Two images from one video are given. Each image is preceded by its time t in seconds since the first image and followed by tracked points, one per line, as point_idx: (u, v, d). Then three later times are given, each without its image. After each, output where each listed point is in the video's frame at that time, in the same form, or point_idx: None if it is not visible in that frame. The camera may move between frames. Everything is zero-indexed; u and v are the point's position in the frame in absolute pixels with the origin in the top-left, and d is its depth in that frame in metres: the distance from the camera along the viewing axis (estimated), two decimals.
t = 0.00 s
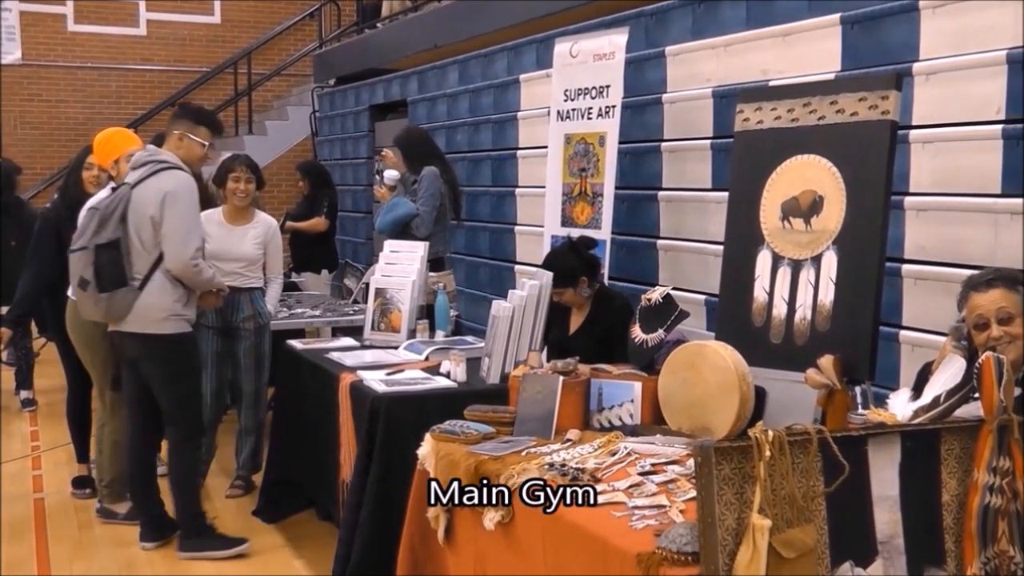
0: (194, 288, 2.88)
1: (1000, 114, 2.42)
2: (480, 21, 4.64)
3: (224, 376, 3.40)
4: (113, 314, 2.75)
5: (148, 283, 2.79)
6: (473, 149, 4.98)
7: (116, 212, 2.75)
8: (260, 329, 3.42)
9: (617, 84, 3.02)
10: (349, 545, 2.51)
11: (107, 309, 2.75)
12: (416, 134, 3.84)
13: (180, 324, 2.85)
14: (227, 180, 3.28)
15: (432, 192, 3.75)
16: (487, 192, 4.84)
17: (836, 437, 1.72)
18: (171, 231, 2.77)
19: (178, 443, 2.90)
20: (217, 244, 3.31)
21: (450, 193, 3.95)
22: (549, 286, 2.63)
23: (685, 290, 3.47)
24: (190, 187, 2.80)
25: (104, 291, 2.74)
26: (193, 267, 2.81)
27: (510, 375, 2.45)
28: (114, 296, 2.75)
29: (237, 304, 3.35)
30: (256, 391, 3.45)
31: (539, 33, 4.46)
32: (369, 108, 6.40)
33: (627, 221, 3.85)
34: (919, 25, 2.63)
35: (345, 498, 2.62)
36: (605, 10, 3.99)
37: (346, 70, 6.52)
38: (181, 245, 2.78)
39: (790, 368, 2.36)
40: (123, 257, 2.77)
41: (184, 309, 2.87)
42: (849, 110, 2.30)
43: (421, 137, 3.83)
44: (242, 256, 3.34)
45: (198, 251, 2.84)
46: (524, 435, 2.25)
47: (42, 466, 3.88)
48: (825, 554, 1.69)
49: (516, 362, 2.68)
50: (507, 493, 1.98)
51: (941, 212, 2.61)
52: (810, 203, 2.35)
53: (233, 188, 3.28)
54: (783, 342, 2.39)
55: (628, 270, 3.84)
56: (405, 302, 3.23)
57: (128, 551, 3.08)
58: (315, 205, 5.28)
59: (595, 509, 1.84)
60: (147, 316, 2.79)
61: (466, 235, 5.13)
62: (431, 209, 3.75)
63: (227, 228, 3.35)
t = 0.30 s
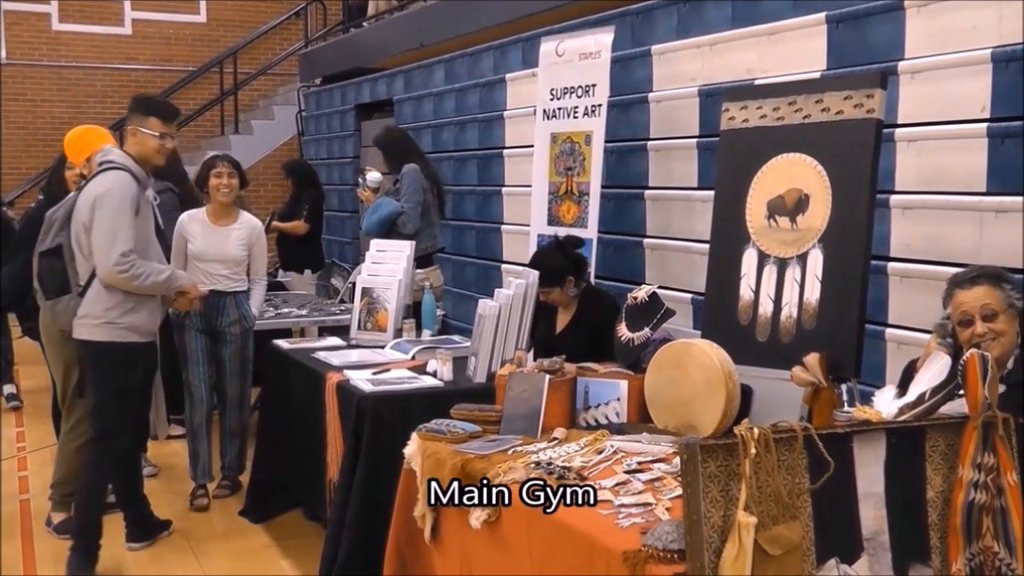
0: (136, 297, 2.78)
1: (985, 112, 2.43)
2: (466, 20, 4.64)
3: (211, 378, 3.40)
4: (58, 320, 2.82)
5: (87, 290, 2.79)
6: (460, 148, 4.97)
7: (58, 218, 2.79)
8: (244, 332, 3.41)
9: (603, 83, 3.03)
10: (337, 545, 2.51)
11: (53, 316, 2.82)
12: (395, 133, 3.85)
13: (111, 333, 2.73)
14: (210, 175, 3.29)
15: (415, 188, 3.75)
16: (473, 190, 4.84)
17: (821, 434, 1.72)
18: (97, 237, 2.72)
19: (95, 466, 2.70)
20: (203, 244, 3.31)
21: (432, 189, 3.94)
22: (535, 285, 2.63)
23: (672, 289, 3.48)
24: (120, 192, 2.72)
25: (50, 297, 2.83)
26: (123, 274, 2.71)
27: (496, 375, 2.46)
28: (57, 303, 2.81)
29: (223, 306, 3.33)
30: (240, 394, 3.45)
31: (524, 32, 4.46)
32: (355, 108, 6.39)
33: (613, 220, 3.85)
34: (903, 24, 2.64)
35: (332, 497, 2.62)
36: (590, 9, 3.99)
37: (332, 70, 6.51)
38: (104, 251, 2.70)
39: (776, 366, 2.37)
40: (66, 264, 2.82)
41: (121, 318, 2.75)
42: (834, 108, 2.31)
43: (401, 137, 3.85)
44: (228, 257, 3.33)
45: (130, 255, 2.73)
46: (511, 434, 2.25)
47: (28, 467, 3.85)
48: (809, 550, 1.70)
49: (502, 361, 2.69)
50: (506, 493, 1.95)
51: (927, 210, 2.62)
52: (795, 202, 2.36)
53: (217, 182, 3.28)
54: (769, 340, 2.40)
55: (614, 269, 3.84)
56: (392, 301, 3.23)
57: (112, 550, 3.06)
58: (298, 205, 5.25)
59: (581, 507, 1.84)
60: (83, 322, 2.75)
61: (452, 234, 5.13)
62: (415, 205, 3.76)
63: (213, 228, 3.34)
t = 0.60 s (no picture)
0: (69, 307, 2.62)
1: (971, 114, 2.45)
2: (455, 19, 4.63)
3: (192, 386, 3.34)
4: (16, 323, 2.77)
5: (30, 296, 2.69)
6: (447, 148, 4.97)
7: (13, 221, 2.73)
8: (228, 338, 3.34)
9: (590, 83, 3.03)
10: (322, 544, 2.51)
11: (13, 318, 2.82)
12: (373, 132, 3.86)
13: (48, 341, 2.64)
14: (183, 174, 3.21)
15: (398, 186, 3.76)
16: (461, 190, 4.84)
17: (807, 434, 1.73)
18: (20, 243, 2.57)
19: (46, 479, 2.66)
20: (182, 248, 3.24)
21: (414, 184, 3.92)
22: (522, 284, 2.64)
23: (659, 289, 3.48)
24: (39, 196, 2.53)
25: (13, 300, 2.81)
26: (40, 283, 2.54)
27: (483, 374, 2.46)
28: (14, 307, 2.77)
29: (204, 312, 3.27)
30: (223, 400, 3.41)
31: (512, 31, 4.47)
32: (343, 107, 6.40)
33: (600, 220, 3.86)
34: (891, 25, 2.66)
35: (318, 496, 2.62)
36: (577, 9, 3.99)
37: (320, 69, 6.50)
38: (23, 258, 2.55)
39: (761, 365, 2.38)
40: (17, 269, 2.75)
41: (56, 327, 2.63)
42: (821, 109, 2.32)
43: (378, 135, 3.85)
44: (209, 259, 3.25)
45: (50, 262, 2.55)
46: (497, 434, 2.24)
47: (13, 467, 3.83)
48: (795, 550, 1.70)
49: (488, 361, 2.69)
50: (506, 493, 1.93)
51: (914, 210, 2.63)
52: (783, 202, 2.36)
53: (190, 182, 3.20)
54: (756, 339, 2.40)
55: (601, 269, 3.85)
56: (379, 300, 3.22)
57: (98, 549, 3.05)
58: (282, 207, 5.21)
59: (566, 506, 1.85)
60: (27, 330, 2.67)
61: (439, 234, 5.12)
62: (399, 203, 3.77)
63: (193, 229, 3.26)
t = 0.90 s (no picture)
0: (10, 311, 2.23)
1: (955, 114, 2.46)
2: (442, 18, 4.63)
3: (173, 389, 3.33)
4: None
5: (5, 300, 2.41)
6: (433, 146, 4.97)
7: None
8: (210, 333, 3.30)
9: (577, 82, 3.03)
10: (308, 544, 2.51)
11: None
12: (350, 134, 3.94)
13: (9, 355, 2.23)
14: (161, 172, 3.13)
15: (379, 184, 3.84)
16: (447, 189, 4.83)
17: (792, 433, 1.74)
18: None
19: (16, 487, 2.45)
20: (160, 247, 3.17)
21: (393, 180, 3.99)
22: (508, 283, 2.63)
23: (646, 288, 3.49)
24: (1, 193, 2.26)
25: None
26: None
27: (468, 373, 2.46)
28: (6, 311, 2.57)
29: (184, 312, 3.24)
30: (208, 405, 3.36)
31: (498, 30, 4.47)
32: (329, 105, 6.39)
33: (587, 220, 3.86)
34: (876, 25, 2.67)
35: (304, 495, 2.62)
36: (562, 8, 3.99)
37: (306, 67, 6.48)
38: None
39: (747, 365, 2.38)
40: None
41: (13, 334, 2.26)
42: (806, 109, 2.33)
43: (355, 136, 3.93)
44: (189, 257, 3.20)
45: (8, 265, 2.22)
46: (483, 433, 2.27)
47: None
48: (779, 548, 1.71)
49: (474, 360, 2.69)
50: (506, 492, 1.91)
51: (899, 210, 2.64)
52: (768, 201, 2.37)
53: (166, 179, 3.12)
54: (741, 339, 2.41)
55: (588, 269, 3.85)
56: (365, 300, 3.22)
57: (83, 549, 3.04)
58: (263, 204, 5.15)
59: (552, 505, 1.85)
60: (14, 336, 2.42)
61: (425, 233, 5.12)
62: (382, 201, 3.83)
63: (170, 227, 3.20)
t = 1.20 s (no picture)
0: None
1: (939, 113, 2.47)
2: (427, 16, 4.62)
3: (162, 408, 3.22)
4: None
5: None
6: (419, 145, 4.97)
7: None
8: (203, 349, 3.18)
9: (562, 81, 3.04)
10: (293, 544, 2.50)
11: None
12: (327, 138, 4.01)
13: None
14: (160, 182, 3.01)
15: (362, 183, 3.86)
16: (433, 188, 4.83)
17: (776, 431, 1.74)
18: None
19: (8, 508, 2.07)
20: (151, 261, 3.10)
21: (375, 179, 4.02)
22: (493, 281, 2.62)
23: (631, 286, 3.49)
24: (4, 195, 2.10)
25: None
26: None
27: (453, 372, 2.46)
28: None
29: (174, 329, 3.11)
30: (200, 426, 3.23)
31: (484, 29, 4.47)
32: (315, 104, 6.39)
33: (572, 219, 3.87)
34: (860, 25, 2.68)
35: (289, 494, 2.63)
36: (547, 7, 3.99)
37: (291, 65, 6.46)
38: None
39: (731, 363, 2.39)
40: None
41: None
42: (791, 108, 2.34)
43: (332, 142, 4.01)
44: (182, 272, 3.13)
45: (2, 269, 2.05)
46: (468, 432, 2.26)
47: None
48: (764, 546, 1.71)
49: (460, 359, 2.69)
50: (506, 492, 1.89)
51: (884, 209, 2.65)
52: (753, 200, 2.38)
53: (165, 190, 3.04)
54: (726, 338, 2.41)
55: (573, 268, 3.86)
56: (350, 298, 3.22)
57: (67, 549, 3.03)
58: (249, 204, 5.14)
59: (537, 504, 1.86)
60: None
61: (411, 232, 5.11)
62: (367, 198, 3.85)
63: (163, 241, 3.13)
